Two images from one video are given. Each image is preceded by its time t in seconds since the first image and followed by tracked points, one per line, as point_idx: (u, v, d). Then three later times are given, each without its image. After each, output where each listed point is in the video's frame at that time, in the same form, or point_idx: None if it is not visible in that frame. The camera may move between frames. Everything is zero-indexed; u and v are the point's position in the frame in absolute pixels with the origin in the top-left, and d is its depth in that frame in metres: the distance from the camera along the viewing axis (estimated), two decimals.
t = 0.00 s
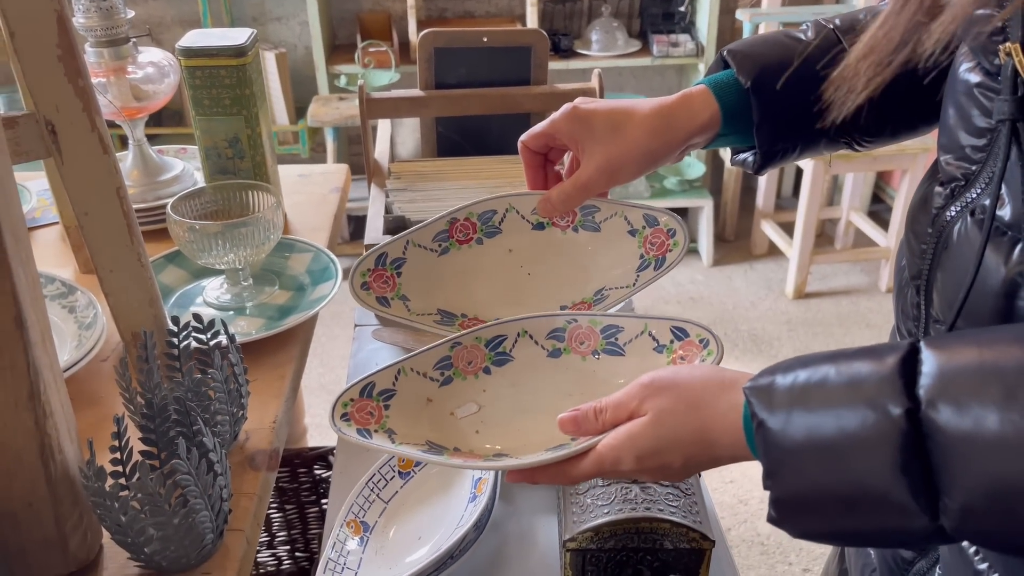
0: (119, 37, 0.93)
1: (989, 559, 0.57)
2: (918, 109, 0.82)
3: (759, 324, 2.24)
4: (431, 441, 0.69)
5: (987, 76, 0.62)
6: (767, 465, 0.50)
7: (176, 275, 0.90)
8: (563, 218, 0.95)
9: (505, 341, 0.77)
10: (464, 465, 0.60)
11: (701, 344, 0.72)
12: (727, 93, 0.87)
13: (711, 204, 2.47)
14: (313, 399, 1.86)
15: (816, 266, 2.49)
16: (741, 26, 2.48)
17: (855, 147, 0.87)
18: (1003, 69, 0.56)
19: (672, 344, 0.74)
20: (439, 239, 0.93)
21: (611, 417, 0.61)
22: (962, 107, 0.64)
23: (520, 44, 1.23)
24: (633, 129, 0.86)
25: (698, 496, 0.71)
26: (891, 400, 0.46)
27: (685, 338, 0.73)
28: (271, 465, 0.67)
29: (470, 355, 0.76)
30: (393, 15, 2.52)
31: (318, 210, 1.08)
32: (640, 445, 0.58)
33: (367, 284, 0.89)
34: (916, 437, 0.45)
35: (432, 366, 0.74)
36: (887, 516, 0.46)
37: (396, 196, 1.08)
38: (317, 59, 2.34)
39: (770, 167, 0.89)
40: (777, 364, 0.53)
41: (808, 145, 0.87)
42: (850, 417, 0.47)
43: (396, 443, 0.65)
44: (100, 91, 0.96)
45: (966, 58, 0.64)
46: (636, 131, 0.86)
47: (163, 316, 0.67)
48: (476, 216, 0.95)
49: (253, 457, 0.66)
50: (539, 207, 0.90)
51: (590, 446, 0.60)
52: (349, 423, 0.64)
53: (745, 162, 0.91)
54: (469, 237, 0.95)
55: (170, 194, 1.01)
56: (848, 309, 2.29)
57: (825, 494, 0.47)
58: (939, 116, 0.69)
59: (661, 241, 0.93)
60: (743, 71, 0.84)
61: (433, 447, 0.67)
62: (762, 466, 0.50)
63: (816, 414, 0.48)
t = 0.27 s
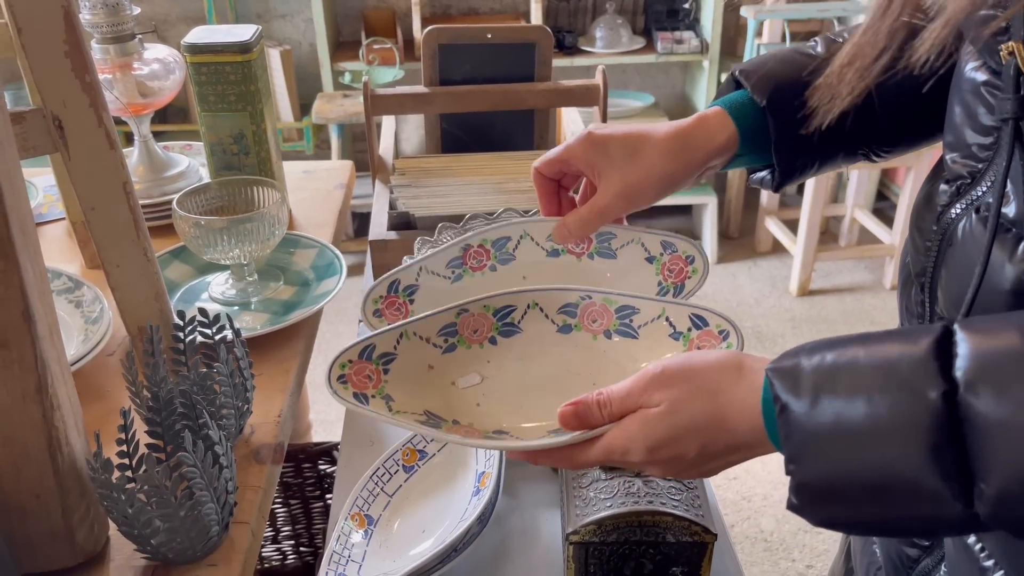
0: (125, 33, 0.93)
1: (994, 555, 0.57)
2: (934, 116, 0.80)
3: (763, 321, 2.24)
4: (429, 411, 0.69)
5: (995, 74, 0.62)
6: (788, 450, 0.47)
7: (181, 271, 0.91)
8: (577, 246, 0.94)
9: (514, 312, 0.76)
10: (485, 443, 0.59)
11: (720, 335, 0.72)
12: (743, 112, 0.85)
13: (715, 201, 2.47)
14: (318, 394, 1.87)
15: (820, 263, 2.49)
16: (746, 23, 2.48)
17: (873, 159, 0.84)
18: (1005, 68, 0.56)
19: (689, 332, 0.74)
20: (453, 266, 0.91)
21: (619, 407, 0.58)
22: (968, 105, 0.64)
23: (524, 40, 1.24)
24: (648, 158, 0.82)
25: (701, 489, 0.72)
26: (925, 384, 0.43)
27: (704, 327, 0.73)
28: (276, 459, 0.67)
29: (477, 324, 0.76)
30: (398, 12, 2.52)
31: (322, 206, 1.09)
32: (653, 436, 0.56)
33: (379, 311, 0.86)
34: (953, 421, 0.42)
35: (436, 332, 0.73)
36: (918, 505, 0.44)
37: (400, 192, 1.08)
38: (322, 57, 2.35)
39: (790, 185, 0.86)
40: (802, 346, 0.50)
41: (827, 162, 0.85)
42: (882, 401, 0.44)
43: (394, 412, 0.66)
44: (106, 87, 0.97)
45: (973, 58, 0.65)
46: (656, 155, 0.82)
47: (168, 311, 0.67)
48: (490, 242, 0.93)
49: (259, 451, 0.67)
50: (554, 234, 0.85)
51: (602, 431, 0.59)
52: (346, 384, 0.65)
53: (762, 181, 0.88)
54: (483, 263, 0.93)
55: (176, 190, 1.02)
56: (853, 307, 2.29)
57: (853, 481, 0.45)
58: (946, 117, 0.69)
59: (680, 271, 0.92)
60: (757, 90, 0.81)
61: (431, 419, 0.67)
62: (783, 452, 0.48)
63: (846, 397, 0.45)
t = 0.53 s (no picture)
0: (131, 28, 0.93)
1: (1005, 554, 0.55)
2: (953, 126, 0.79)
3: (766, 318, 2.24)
4: (434, 389, 0.67)
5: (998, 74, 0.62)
6: (822, 427, 0.48)
7: (186, 265, 0.91)
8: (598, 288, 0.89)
9: (520, 276, 0.74)
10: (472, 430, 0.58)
11: (745, 317, 0.69)
12: (771, 147, 0.80)
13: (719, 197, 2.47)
14: (321, 390, 1.87)
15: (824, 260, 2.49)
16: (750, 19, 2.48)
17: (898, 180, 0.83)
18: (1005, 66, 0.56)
19: (712, 311, 0.71)
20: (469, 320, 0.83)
21: (638, 397, 0.57)
22: (972, 103, 0.65)
23: (529, 35, 1.24)
24: (677, 204, 0.78)
25: (704, 481, 0.72)
26: (973, 355, 0.43)
27: (728, 307, 0.70)
28: (281, 451, 0.68)
29: (479, 288, 0.73)
30: (402, 8, 2.52)
31: (327, 201, 1.09)
32: (677, 426, 0.55)
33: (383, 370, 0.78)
34: (1002, 391, 0.43)
35: (435, 299, 0.71)
36: (962, 480, 0.44)
37: (405, 186, 1.08)
38: (326, 53, 2.35)
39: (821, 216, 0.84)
40: (836, 319, 0.50)
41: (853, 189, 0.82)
42: (928, 373, 0.44)
43: (395, 391, 0.64)
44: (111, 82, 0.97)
45: (975, 58, 0.65)
46: (685, 199, 0.78)
47: (174, 304, 0.67)
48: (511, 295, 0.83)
49: (264, 443, 0.67)
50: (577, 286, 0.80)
51: (619, 426, 0.58)
52: (342, 361, 0.63)
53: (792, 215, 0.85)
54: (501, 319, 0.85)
55: (181, 185, 1.02)
56: (856, 303, 2.29)
57: (892, 456, 0.45)
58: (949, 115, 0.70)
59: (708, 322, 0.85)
60: (783, 123, 0.77)
61: (437, 398, 0.65)
62: (818, 427, 0.48)
63: (887, 369, 0.45)
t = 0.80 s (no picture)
0: (136, 23, 0.94)
1: (1013, 547, 0.55)
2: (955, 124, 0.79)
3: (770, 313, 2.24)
4: (443, 375, 0.68)
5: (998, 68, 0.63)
6: (833, 413, 0.48)
7: (192, 258, 0.91)
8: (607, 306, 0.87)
9: (530, 263, 0.74)
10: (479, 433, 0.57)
11: (756, 313, 0.69)
12: (784, 158, 0.80)
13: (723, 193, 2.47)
14: (326, 385, 1.88)
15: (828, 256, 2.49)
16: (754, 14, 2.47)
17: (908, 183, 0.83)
18: (1003, 62, 0.55)
19: (723, 305, 0.70)
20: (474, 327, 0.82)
21: (649, 388, 0.56)
22: (971, 99, 0.65)
23: (533, 29, 1.24)
24: (693, 218, 0.77)
25: (709, 473, 0.72)
26: (981, 340, 0.43)
27: (739, 302, 0.70)
28: (288, 443, 0.68)
29: (490, 274, 0.73)
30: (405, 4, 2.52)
31: (332, 195, 1.09)
32: (692, 419, 0.55)
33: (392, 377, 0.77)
34: (1010, 375, 0.43)
35: (446, 283, 0.71)
36: (971, 464, 0.44)
37: (409, 181, 1.08)
38: (330, 48, 2.35)
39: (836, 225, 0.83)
40: (845, 306, 0.50)
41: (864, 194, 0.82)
42: (935, 358, 0.44)
43: (408, 379, 0.65)
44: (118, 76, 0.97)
45: (973, 54, 0.66)
46: (699, 210, 0.77)
47: (181, 296, 0.68)
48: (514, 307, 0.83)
49: (270, 435, 0.67)
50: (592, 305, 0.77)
51: (628, 420, 0.57)
52: (352, 346, 0.63)
53: (806, 226, 0.84)
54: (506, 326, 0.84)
55: (186, 179, 1.03)
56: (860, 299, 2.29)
57: (901, 440, 0.45)
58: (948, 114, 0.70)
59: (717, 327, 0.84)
60: (795, 133, 0.76)
61: (447, 385, 0.66)
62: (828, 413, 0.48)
63: (896, 354, 0.46)
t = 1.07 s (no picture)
0: (142, 15, 0.95)
1: (1014, 537, 0.56)
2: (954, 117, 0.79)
3: (773, 308, 2.24)
4: (453, 368, 0.68)
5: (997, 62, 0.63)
6: (834, 409, 0.48)
7: (198, 250, 0.92)
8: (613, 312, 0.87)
9: (542, 272, 0.74)
10: (486, 441, 0.58)
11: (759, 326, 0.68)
12: (789, 164, 0.79)
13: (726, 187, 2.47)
14: (330, 378, 1.88)
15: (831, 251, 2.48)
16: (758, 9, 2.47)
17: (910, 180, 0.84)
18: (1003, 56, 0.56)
19: (727, 317, 0.69)
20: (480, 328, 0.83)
21: (654, 387, 0.56)
22: (969, 92, 0.66)
23: (537, 23, 1.24)
24: (704, 225, 0.76)
25: (713, 465, 0.73)
26: (978, 335, 0.44)
27: (744, 315, 0.68)
28: (293, 433, 0.68)
29: (503, 279, 0.73)
30: None
31: (336, 188, 1.10)
32: (696, 417, 0.55)
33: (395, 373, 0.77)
34: (1007, 370, 0.43)
35: (460, 284, 0.72)
36: (972, 457, 0.45)
37: (414, 174, 1.09)
38: (333, 42, 2.35)
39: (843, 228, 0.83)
40: (843, 305, 0.50)
41: (870, 195, 0.82)
42: (934, 354, 0.45)
43: (418, 365, 0.66)
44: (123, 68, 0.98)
45: (971, 49, 0.67)
46: (709, 219, 0.76)
47: (187, 287, 0.68)
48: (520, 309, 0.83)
49: (275, 425, 0.68)
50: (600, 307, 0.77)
51: (632, 416, 0.57)
52: (367, 331, 0.64)
53: (813, 230, 0.83)
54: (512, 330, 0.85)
55: (191, 171, 1.03)
56: (863, 293, 2.29)
57: (902, 435, 0.46)
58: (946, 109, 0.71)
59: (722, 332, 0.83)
60: (800, 139, 0.76)
61: (456, 377, 0.67)
62: (830, 410, 0.48)
63: (894, 351, 0.46)
